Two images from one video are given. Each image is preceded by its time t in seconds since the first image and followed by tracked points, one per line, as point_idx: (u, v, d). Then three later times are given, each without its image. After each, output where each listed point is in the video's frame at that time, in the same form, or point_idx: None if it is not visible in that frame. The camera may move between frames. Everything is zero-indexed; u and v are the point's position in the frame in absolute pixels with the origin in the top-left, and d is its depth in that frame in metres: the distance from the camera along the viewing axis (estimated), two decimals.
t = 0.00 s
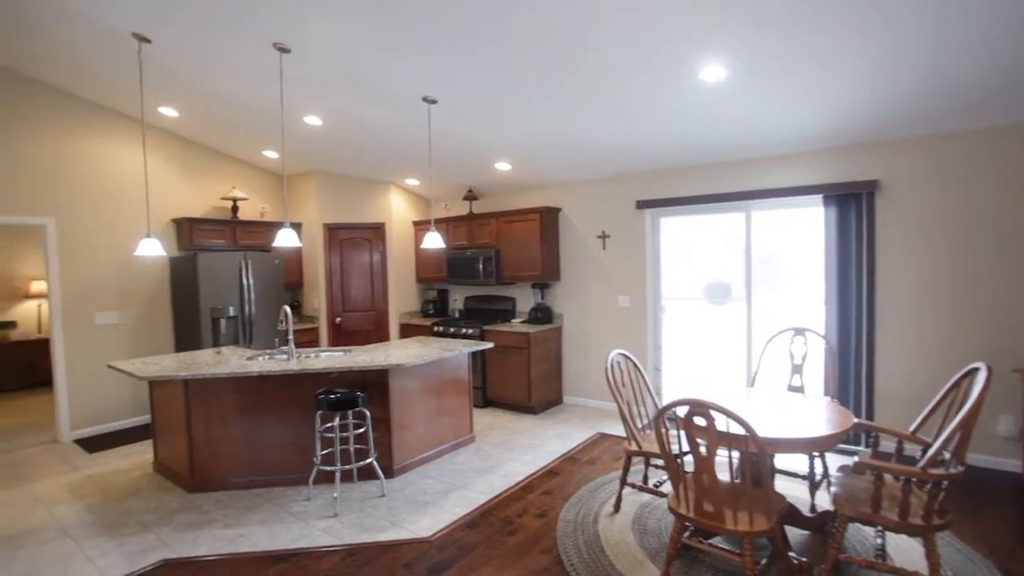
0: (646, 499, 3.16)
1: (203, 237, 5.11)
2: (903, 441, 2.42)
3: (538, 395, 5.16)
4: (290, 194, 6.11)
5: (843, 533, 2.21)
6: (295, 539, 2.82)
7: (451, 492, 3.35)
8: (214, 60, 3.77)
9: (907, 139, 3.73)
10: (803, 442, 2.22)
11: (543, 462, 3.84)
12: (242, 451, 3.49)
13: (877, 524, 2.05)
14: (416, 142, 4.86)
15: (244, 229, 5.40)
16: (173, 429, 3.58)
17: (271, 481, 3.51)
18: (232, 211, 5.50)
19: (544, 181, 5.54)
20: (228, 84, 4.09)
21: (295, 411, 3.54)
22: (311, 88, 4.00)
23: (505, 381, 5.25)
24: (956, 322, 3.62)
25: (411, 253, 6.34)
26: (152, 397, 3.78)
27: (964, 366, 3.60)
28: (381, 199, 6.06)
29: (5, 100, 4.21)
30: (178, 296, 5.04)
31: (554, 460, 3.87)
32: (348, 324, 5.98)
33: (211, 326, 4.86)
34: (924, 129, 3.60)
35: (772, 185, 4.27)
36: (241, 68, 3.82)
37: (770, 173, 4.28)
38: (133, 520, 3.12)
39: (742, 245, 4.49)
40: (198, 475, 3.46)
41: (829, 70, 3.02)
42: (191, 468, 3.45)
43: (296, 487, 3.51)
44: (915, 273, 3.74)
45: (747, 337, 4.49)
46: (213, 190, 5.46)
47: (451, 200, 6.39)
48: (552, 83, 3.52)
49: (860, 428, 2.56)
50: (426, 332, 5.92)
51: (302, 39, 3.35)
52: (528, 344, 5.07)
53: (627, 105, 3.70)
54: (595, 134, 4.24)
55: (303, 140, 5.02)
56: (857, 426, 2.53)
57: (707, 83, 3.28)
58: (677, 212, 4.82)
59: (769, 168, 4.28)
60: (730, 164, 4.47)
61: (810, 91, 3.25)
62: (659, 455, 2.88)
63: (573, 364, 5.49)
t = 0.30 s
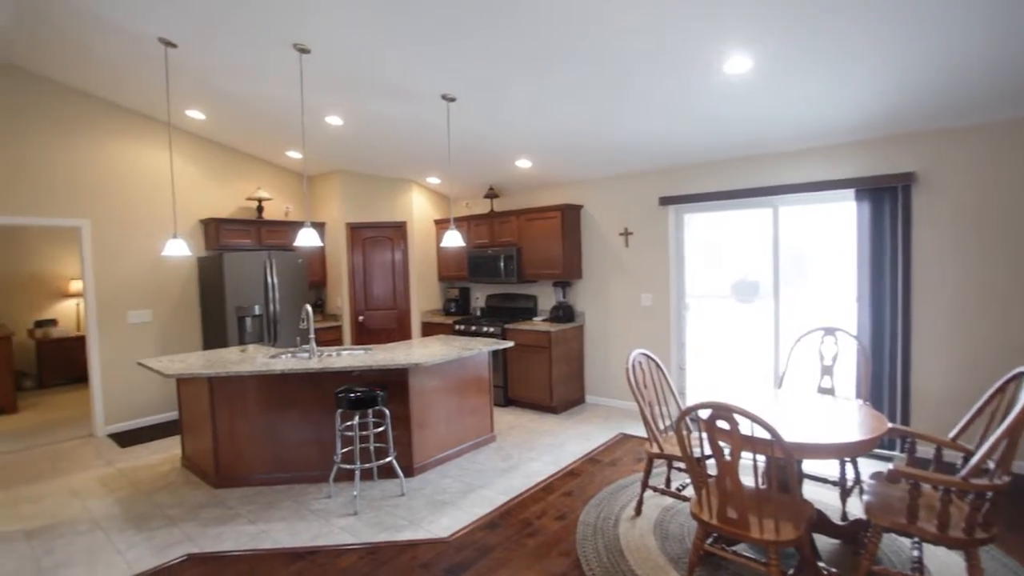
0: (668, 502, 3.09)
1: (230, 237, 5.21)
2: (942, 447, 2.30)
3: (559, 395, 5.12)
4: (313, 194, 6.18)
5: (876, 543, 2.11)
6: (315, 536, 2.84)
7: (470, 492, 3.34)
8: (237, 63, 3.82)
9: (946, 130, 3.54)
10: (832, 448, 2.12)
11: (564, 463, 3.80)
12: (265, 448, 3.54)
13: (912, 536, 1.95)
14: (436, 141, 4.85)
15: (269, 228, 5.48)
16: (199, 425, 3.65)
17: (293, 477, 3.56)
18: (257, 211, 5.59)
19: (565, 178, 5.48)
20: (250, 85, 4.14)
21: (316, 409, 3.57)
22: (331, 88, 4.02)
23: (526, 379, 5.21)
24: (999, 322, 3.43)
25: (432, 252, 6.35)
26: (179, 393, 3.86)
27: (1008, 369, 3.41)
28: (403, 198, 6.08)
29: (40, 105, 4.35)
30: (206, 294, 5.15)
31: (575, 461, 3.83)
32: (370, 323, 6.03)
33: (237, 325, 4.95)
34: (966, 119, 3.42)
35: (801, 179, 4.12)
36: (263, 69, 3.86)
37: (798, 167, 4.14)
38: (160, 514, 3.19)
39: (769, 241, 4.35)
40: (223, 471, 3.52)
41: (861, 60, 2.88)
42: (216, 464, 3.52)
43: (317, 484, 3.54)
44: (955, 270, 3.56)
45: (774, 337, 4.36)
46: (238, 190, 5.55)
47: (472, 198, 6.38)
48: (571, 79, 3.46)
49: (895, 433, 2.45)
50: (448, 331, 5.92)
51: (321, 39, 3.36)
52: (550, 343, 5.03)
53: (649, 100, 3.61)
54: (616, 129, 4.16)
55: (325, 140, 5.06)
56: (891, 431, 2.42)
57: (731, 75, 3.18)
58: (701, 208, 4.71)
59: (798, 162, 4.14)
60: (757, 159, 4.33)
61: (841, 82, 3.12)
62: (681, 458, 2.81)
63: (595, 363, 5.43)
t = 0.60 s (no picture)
0: (692, 507, 3.01)
1: (254, 236, 5.28)
2: (985, 455, 2.16)
3: (580, 395, 5.05)
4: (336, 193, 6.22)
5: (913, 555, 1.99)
6: (333, 534, 2.84)
7: (489, 493, 3.30)
8: (260, 63, 3.85)
9: (990, 119, 3.36)
10: (863, 454, 2.02)
11: (585, 464, 3.73)
12: (285, 445, 3.57)
13: (953, 550, 1.84)
14: (456, 138, 4.83)
15: (292, 227, 5.54)
16: (223, 421, 3.70)
17: (313, 475, 3.57)
18: (281, 210, 5.66)
19: (586, 175, 5.40)
20: (272, 85, 4.17)
21: (336, 407, 3.58)
22: (350, 86, 4.02)
23: (547, 379, 5.16)
24: None
25: (453, 250, 6.34)
26: (205, 390, 3.92)
27: None
28: (424, 196, 6.08)
29: (72, 109, 4.48)
30: (231, 293, 5.23)
31: (596, 462, 3.76)
32: (392, 321, 6.06)
33: (261, 322, 5.02)
34: (1011, 107, 3.23)
35: (832, 173, 3.97)
36: (284, 69, 3.88)
37: (830, 160, 3.98)
38: (184, 508, 3.23)
39: (799, 238, 4.21)
40: (245, 467, 3.56)
41: (897, 46, 2.74)
42: (239, 460, 3.56)
43: (337, 482, 3.56)
44: (998, 268, 3.37)
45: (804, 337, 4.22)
46: (262, 190, 5.63)
47: (493, 196, 6.35)
48: (592, 73, 3.39)
49: (933, 440, 2.32)
50: (469, 329, 5.90)
51: (340, 37, 3.36)
52: (571, 342, 4.96)
53: (672, 94, 3.52)
54: (639, 124, 4.07)
55: (346, 138, 5.08)
56: (929, 438, 2.29)
57: (757, 66, 3.06)
58: (727, 204, 4.59)
59: (829, 155, 3.98)
60: (786, 153, 4.19)
61: (875, 72, 2.99)
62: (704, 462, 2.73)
63: (617, 363, 5.34)
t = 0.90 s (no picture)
0: (715, 513, 2.91)
1: (273, 233, 5.31)
2: None
3: (600, 395, 4.96)
4: (355, 191, 6.23)
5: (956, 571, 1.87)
6: (349, 534, 2.82)
7: (506, 494, 3.25)
8: (280, 61, 3.85)
9: None
10: (901, 463, 1.91)
11: (604, 466, 3.65)
12: (303, 443, 3.57)
13: (999, 568, 1.72)
14: (475, 134, 4.77)
15: (312, 225, 5.56)
16: (241, 418, 3.72)
17: (330, 473, 3.57)
18: (300, 208, 5.68)
19: (607, 171, 5.30)
20: (291, 83, 4.16)
21: (352, 405, 3.56)
22: (368, 82, 3.99)
23: (566, 378, 5.08)
24: None
25: (472, 248, 6.30)
26: (224, 387, 3.94)
27: None
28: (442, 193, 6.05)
29: (97, 110, 4.54)
30: (252, 290, 5.27)
31: (616, 464, 3.68)
32: (410, 319, 6.05)
33: (280, 320, 5.04)
34: None
35: (864, 167, 3.81)
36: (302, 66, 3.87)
37: (862, 154, 3.82)
38: (203, 504, 3.25)
39: (828, 235, 4.06)
40: (263, 464, 3.57)
41: (939, 32, 2.59)
42: (257, 457, 3.57)
43: (353, 480, 3.54)
44: None
45: (833, 338, 4.07)
46: (283, 188, 5.66)
47: (512, 193, 6.29)
48: (613, 66, 3.29)
49: (978, 448, 2.19)
50: (487, 327, 5.86)
51: (357, 32, 3.32)
52: (590, 341, 4.88)
53: (696, 87, 3.41)
54: (662, 119, 3.96)
55: (365, 136, 5.06)
56: (974, 446, 2.16)
57: (787, 55, 2.93)
58: (752, 200, 4.45)
59: (861, 149, 3.82)
60: (815, 147, 4.04)
61: (914, 60, 2.84)
62: (729, 467, 2.62)
63: (637, 363, 5.24)
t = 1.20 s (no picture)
0: (737, 521, 2.80)
1: (288, 231, 5.31)
2: None
3: (617, 396, 4.87)
4: (370, 188, 6.21)
5: None
6: (360, 536, 2.77)
7: (520, 497, 3.18)
8: (294, 57, 3.81)
9: None
10: (940, 476, 1.79)
11: (621, 470, 3.56)
12: (315, 442, 3.54)
13: None
14: (490, 130, 4.70)
15: (327, 222, 5.55)
16: (254, 416, 3.70)
17: (342, 473, 3.53)
18: (316, 206, 5.67)
19: (626, 168, 5.19)
20: (306, 79, 4.13)
21: (365, 404, 3.52)
22: (383, 78, 3.94)
23: (582, 379, 4.99)
24: None
25: (487, 245, 6.23)
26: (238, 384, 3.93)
27: None
28: (457, 191, 5.99)
29: (115, 108, 4.57)
30: (267, 288, 5.27)
31: (634, 469, 3.58)
32: (425, 317, 6.01)
33: (295, 318, 5.03)
34: None
35: (895, 162, 3.65)
36: (316, 62, 3.83)
37: (893, 148, 3.66)
38: (215, 503, 3.23)
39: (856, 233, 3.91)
40: (276, 463, 3.55)
41: (982, 15, 2.44)
42: (269, 456, 3.55)
43: (366, 480, 3.50)
44: None
45: (861, 340, 3.92)
46: (298, 185, 5.65)
47: (528, 190, 6.21)
48: (633, 59, 3.19)
49: None
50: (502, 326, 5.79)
51: (371, 27, 3.26)
52: (607, 342, 4.78)
53: (719, 79, 3.29)
54: (682, 112, 3.84)
55: (380, 132, 5.01)
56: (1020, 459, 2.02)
57: (816, 44, 2.80)
58: (776, 197, 4.32)
59: (891, 143, 3.66)
60: (843, 141, 3.88)
61: (953, 47, 2.69)
62: (753, 474, 2.52)
63: (656, 364, 5.12)
